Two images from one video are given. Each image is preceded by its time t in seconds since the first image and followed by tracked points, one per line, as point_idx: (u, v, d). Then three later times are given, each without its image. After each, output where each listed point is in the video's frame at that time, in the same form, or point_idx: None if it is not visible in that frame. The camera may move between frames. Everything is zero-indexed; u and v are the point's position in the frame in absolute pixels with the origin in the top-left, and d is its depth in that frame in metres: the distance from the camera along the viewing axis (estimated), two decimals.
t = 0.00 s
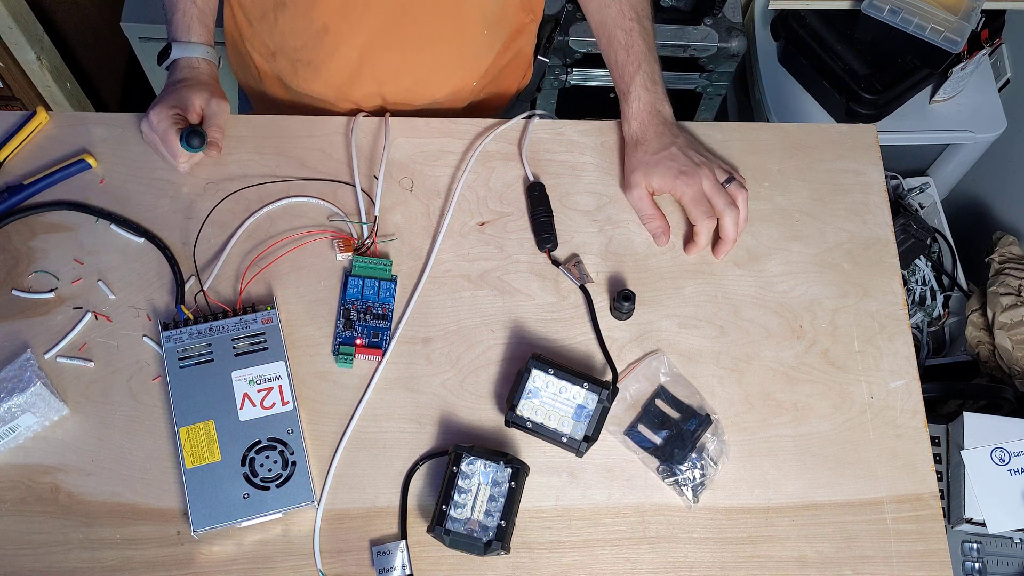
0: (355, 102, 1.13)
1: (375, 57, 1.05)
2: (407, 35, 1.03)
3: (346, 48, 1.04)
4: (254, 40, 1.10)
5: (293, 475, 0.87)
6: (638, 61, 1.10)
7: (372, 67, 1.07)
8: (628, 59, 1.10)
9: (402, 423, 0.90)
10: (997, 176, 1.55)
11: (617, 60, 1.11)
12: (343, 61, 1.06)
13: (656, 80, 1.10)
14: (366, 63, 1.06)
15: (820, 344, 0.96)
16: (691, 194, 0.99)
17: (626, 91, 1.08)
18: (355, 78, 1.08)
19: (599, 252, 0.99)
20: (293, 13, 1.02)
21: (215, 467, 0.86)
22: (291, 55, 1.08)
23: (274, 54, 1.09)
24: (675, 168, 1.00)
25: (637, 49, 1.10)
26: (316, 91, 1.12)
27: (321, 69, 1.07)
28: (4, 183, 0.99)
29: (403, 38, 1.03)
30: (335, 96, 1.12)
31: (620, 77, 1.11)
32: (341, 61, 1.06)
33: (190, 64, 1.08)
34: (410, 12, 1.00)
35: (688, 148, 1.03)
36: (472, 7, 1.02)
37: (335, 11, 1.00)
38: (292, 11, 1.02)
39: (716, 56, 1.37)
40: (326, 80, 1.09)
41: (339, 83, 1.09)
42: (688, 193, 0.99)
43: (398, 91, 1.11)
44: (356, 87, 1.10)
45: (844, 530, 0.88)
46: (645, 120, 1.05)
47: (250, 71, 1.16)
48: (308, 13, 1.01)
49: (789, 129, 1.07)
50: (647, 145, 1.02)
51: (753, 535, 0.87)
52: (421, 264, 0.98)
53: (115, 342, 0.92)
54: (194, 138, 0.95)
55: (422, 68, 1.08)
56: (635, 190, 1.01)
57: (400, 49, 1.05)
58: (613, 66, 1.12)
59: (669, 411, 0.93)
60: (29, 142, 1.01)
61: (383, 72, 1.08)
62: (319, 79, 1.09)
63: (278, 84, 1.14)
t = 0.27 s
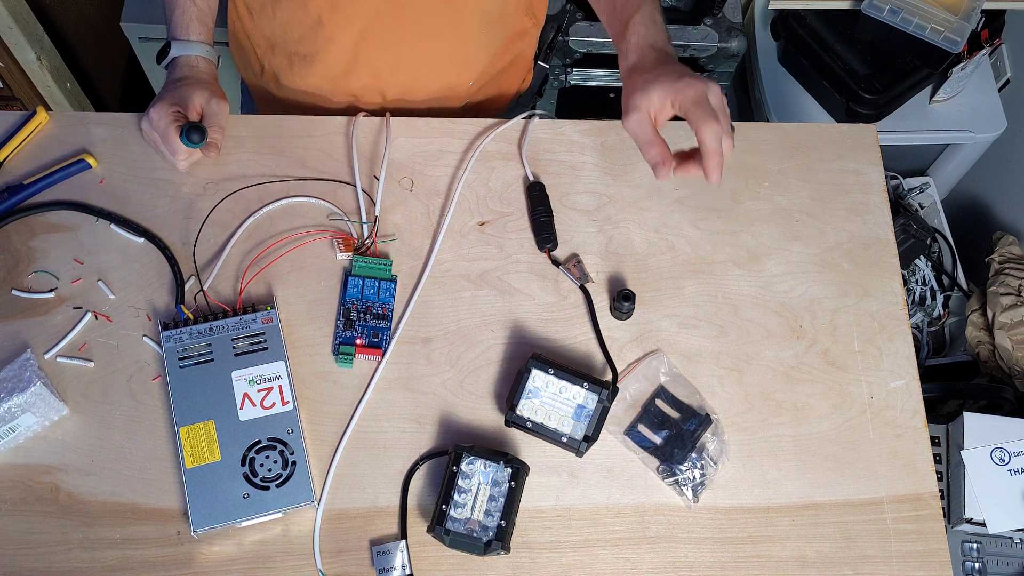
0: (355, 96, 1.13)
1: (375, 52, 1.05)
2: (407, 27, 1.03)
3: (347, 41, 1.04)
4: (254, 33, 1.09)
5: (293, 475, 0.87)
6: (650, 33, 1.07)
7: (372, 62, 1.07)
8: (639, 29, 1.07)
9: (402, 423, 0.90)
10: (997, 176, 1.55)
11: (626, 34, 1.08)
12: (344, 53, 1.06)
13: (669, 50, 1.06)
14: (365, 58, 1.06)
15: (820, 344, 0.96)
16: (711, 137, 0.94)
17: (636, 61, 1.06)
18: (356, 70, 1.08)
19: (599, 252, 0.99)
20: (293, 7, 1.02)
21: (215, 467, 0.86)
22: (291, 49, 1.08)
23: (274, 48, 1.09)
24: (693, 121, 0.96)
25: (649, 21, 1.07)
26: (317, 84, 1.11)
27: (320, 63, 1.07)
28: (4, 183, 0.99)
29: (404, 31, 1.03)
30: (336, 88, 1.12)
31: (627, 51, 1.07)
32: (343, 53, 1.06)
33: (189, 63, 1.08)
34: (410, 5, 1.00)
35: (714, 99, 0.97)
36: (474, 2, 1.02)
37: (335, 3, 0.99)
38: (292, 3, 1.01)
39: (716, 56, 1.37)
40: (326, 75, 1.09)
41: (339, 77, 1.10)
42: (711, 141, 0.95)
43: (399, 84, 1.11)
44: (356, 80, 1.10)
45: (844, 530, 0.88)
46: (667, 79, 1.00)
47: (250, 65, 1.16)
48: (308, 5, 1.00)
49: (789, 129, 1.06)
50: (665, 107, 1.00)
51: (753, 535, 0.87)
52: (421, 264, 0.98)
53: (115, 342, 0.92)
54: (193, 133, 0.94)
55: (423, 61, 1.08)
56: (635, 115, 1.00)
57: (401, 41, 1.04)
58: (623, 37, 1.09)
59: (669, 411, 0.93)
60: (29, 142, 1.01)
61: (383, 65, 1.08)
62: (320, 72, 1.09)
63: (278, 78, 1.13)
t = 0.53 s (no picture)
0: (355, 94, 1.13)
1: (375, 51, 1.05)
2: (407, 27, 1.03)
3: (347, 40, 1.04)
4: (254, 33, 1.10)
5: (293, 475, 0.87)
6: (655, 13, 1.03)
7: (372, 61, 1.07)
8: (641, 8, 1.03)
9: (402, 423, 0.90)
10: (997, 176, 1.55)
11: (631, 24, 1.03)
12: (344, 52, 1.06)
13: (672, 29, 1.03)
14: (366, 58, 1.06)
15: (820, 344, 0.96)
16: (717, 126, 0.92)
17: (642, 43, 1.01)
18: (356, 70, 1.08)
19: (599, 252, 0.99)
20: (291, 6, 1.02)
21: (215, 467, 0.86)
22: (291, 48, 1.08)
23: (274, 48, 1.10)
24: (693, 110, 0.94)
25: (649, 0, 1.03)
26: (317, 84, 1.11)
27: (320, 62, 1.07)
28: (4, 183, 0.99)
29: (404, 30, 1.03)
30: (336, 88, 1.12)
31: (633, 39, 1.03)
32: (342, 52, 1.06)
33: (191, 62, 1.08)
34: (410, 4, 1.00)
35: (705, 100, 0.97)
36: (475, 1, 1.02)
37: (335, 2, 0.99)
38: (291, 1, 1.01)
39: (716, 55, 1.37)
40: (325, 74, 1.09)
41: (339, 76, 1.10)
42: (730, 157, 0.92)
43: (399, 84, 1.11)
44: (357, 79, 1.10)
45: (844, 530, 0.88)
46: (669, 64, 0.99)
47: (251, 65, 1.16)
48: (307, 3, 1.01)
49: (789, 129, 1.06)
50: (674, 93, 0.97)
51: (753, 535, 0.87)
52: (421, 264, 0.98)
53: (115, 342, 0.92)
54: (189, 129, 0.93)
55: (423, 60, 1.08)
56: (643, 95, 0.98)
57: (401, 41, 1.04)
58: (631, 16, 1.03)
59: (669, 411, 0.93)
60: (29, 142, 1.01)
61: (384, 65, 1.07)
62: (320, 72, 1.09)
63: (278, 77, 1.13)
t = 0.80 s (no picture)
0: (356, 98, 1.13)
1: (374, 54, 1.05)
2: (406, 30, 1.03)
3: (346, 45, 1.04)
4: (254, 38, 1.10)
5: (293, 475, 0.87)
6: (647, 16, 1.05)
7: (371, 64, 1.07)
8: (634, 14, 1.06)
9: (402, 423, 0.90)
10: (997, 176, 1.55)
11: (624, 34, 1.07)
12: (343, 57, 1.06)
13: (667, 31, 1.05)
14: (366, 61, 1.06)
15: (820, 344, 0.96)
16: (698, 138, 0.94)
17: (638, 48, 1.04)
18: (355, 74, 1.08)
19: (599, 252, 0.99)
20: (290, 10, 1.02)
21: (215, 467, 0.86)
22: (291, 52, 1.08)
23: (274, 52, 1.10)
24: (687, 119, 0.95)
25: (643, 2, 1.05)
26: (317, 88, 1.11)
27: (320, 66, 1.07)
28: (4, 183, 0.99)
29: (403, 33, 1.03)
30: (336, 92, 1.12)
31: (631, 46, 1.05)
32: (341, 57, 1.06)
33: (191, 63, 1.08)
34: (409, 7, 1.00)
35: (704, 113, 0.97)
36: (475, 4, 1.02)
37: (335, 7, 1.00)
38: (291, 6, 1.02)
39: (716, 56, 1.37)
40: (325, 78, 1.09)
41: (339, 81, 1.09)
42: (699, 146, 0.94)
43: (399, 86, 1.11)
44: (357, 83, 1.10)
45: (843, 530, 0.88)
46: (661, 74, 1.01)
47: (252, 70, 1.17)
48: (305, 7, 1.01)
49: (789, 129, 1.06)
50: (665, 98, 0.98)
51: (753, 535, 0.87)
52: (421, 264, 0.98)
53: (115, 342, 0.92)
54: (197, 136, 0.94)
55: (424, 63, 1.08)
56: (646, 144, 0.96)
57: (401, 45, 1.05)
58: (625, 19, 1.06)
59: (669, 411, 0.93)
60: (29, 142, 1.01)
61: (383, 69, 1.08)
62: (320, 77, 1.09)
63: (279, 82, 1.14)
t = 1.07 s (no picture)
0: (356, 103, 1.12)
1: (375, 56, 1.05)
2: (404, 32, 1.03)
3: (344, 47, 1.04)
4: (254, 43, 1.11)
5: (293, 475, 0.87)
6: (621, 64, 1.10)
7: (372, 67, 1.07)
8: (611, 60, 1.10)
9: (402, 423, 0.90)
10: (997, 176, 1.55)
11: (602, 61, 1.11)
12: (342, 60, 1.06)
13: (638, 80, 1.09)
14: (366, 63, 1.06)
15: (820, 344, 0.96)
16: (659, 179, 0.99)
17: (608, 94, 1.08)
18: (354, 77, 1.08)
19: (599, 252, 0.99)
20: (291, 13, 1.03)
21: (215, 467, 0.86)
22: (290, 56, 1.08)
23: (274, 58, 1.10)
24: (650, 164, 1.00)
25: (619, 50, 1.10)
26: (316, 93, 1.11)
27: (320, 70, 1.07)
28: (4, 183, 0.99)
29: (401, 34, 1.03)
30: (335, 97, 1.11)
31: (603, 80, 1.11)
32: (340, 60, 1.06)
33: (193, 65, 1.08)
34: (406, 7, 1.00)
35: (671, 145, 1.02)
36: (472, 3, 1.02)
37: (334, 10, 1.00)
38: (289, 9, 1.03)
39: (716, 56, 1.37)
40: (325, 83, 1.09)
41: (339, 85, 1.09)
42: (662, 188, 0.98)
43: (399, 90, 1.11)
44: (356, 88, 1.09)
45: (843, 530, 0.88)
46: (624, 122, 1.05)
47: (251, 75, 1.17)
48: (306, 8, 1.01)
49: (789, 129, 1.07)
50: (627, 145, 1.03)
51: (753, 535, 0.87)
52: (421, 264, 0.98)
53: (115, 343, 0.92)
54: (206, 146, 0.95)
55: (423, 65, 1.08)
56: (615, 190, 1.01)
57: (400, 47, 1.05)
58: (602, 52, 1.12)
59: (669, 411, 0.93)
60: (29, 142, 1.01)
61: (383, 72, 1.07)
62: (320, 81, 1.09)
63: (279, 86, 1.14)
